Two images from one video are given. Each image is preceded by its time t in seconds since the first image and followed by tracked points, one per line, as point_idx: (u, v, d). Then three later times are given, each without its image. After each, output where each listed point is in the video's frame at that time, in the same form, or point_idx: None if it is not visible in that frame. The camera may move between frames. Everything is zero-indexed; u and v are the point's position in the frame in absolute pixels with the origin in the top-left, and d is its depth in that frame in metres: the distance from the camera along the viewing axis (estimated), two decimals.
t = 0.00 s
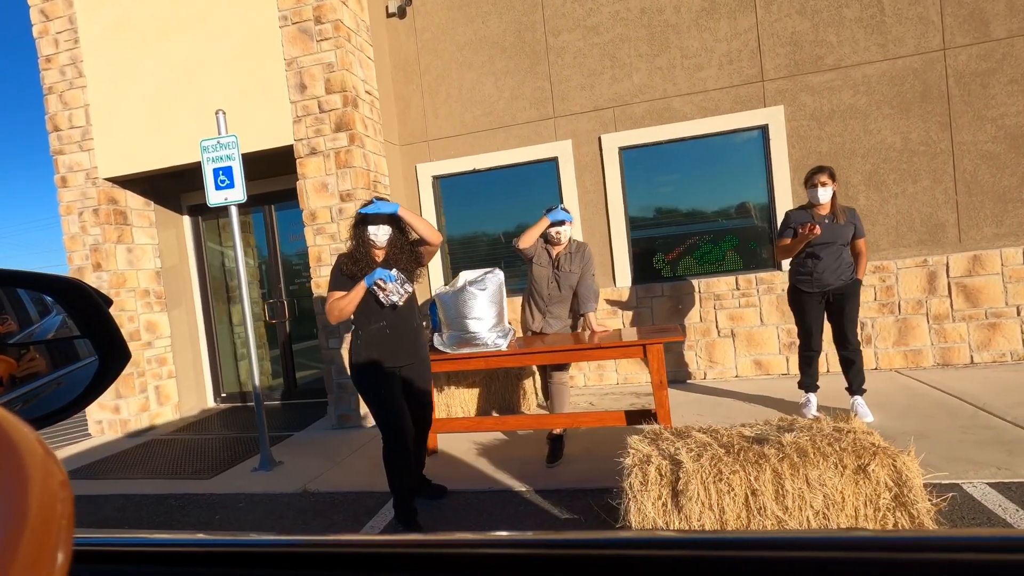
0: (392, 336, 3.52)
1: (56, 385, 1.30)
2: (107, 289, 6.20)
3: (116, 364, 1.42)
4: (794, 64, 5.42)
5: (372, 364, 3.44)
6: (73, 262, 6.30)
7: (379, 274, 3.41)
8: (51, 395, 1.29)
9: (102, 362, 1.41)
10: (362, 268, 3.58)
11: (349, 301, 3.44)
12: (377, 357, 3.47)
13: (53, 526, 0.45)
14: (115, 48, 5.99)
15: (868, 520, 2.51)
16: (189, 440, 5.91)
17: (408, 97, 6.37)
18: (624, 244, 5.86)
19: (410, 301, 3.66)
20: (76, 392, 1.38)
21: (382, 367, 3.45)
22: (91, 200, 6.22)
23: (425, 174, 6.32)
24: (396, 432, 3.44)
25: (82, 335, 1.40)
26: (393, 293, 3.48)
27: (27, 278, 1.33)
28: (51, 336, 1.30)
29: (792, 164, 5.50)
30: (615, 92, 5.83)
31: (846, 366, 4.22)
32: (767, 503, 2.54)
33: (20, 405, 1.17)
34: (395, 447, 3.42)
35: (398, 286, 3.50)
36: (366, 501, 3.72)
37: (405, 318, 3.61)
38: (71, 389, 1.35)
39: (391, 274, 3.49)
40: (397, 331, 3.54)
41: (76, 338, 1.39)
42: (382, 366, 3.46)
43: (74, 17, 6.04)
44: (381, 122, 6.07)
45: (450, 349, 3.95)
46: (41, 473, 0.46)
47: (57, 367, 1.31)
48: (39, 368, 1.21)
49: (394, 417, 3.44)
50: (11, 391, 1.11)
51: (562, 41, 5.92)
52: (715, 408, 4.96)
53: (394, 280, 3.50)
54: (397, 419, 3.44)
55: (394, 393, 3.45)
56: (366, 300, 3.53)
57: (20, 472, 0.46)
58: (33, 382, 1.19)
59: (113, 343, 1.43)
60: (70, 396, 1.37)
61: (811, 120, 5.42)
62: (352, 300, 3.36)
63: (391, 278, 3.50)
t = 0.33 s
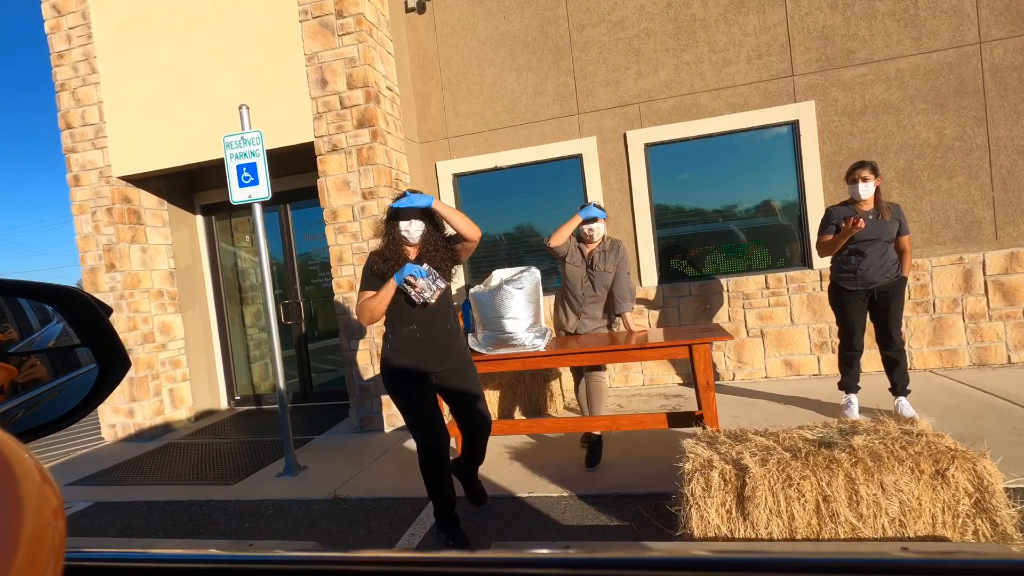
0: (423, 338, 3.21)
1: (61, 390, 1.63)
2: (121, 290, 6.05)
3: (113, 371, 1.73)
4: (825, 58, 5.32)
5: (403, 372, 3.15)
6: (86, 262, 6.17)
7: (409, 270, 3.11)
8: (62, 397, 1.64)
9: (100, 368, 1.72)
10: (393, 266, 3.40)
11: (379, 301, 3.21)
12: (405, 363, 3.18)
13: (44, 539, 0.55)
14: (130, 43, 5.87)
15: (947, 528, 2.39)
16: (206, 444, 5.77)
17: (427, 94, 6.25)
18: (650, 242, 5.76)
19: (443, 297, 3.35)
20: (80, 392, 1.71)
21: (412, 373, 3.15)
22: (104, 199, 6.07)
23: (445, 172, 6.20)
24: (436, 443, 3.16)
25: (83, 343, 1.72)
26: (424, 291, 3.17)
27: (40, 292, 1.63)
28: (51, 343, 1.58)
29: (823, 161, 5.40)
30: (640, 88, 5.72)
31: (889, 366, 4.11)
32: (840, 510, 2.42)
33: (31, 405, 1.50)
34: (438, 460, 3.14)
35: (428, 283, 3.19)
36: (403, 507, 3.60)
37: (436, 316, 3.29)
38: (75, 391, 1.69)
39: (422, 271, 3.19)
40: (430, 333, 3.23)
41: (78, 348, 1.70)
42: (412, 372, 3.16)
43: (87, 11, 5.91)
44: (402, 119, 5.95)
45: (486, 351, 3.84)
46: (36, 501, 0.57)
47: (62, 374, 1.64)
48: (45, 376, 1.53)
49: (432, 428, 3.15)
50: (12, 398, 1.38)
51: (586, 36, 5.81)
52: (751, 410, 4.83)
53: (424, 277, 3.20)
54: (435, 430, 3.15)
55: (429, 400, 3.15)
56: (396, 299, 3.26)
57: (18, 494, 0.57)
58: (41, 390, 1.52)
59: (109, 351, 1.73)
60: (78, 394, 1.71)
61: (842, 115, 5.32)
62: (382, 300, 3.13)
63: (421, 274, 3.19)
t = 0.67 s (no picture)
0: (455, 338, 3.01)
1: (54, 394, 1.41)
2: (132, 291, 5.92)
3: (108, 375, 1.50)
4: (851, 53, 5.23)
5: (434, 375, 2.97)
6: (96, 263, 6.04)
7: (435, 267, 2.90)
8: (53, 403, 1.42)
9: (93, 373, 1.48)
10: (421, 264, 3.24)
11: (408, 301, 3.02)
12: (437, 366, 2.98)
13: None
14: (141, 39, 5.75)
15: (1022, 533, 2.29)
16: (220, 448, 5.63)
17: (444, 90, 6.15)
18: (673, 241, 5.65)
19: (475, 292, 3.12)
20: (72, 398, 1.48)
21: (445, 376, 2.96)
22: (114, 198, 5.94)
23: (462, 170, 6.09)
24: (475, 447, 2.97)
25: (76, 347, 1.50)
26: (452, 290, 2.94)
27: (28, 294, 1.40)
28: (43, 349, 1.40)
29: (849, 157, 5.31)
30: (662, 83, 5.63)
31: (927, 365, 4.02)
32: (910, 515, 2.31)
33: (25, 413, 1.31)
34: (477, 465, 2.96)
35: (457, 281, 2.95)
36: (436, 513, 3.48)
37: (470, 314, 3.06)
38: (67, 396, 1.46)
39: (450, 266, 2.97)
40: (462, 332, 3.02)
41: (71, 351, 1.48)
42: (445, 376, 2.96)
43: (97, 7, 5.80)
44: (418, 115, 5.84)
45: (519, 351, 3.74)
46: None
47: (56, 377, 1.42)
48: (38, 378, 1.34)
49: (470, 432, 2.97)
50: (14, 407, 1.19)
51: (606, 30, 5.72)
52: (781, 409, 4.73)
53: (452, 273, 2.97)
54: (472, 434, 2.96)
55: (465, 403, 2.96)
56: (426, 298, 3.08)
57: None
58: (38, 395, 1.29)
59: (102, 353, 1.50)
60: (69, 402, 1.47)
61: (869, 110, 5.23)
62: (411, 299, 2.95)
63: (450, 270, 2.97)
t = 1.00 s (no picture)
0: (485, 339, 2.72)
1: (45, 398, 1.52)
2: (139, 292, 5.79)
3: (95, 381, 1.57)
4: (873, 48, 5.16)
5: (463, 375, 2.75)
6: (102, 264, 5.90)
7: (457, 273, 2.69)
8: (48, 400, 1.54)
9: (82, 377, 1.55)
10: (444, 259, 2.82)
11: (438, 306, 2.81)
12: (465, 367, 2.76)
13: None
14: (148, 35, 5.63)
15: None
16: (231, 453, 5.50)
17: (457, 88, 6.05)
18: (692, 240, 5.57)
19: (505, 292, 2.79)
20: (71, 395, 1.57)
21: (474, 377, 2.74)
22: (121, 198, 5.81)
23: (476, 169, 5.99)
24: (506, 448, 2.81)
25: (68, 349, 1.52)
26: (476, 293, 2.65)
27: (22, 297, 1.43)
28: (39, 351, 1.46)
29: (872, 154, 5.24)
30: (680, 80, 5.55)
31: (961, 364, 3.93)
32: (975, 519, 2.23)
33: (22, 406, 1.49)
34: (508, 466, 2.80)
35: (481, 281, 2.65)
36: (465, 519, 3.38)
37: (501, 312, 2.75)
38: (57, 400, 1.55)
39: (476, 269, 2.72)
40: (492, 332, 2.74)
41: (64, 353, 1.52)
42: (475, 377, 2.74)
43: (104, 3, 5.69)
44: (432, 113, 5.74)
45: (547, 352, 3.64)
46: None
47: (47, 382, 1.51)
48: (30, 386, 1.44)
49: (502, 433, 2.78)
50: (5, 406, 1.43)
51: (623, 26, 5.63)
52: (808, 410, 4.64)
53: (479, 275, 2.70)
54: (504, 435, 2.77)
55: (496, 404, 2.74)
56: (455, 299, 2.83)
57: None
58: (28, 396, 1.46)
59: (88, 361, 1.54)
60: (63, 400, 1.57)
61: (892, 107, 5.16)
62: (440, 305, 2.76)
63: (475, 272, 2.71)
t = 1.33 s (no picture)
0: (510, 354, 2.45)
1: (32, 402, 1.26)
2: (145, 296, 5.68)
3: (92, 382, 1.37)
4: (888, 47, 5.13)
5: (491, 389, 2.55)
6: (105, 267, 5.78)
7: (479, 279, 2.39)
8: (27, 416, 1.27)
9: (75, 380, 1.35)
10: (468, 263, 2.60)
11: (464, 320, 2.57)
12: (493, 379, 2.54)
13: None
14: (154, 34, 5.54)
15: None
16: (239, 460, 5.37)
17: (467, 88, 5.99)
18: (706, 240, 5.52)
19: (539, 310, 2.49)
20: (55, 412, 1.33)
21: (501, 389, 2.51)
22: (125, 200, 5.70)
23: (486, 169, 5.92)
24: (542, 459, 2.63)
25: (60, 355, 1.37)
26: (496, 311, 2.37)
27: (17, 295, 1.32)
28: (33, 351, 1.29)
29: (887, 152, 5.20)
30: (693, 79, 5.50)
31: (987, 363, 3.88)
32: None
33: None
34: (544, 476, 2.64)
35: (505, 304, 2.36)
36: (490, 526, 3.29)
37: (529, 325, 2.45)
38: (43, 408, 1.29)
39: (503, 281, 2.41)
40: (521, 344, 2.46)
41: (55, 359, 1.35)
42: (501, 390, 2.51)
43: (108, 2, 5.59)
44: (443, 113, 5.68)
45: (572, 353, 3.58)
46: None
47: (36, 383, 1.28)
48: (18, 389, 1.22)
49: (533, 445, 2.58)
50: None
51: (635, 25, 5.58)
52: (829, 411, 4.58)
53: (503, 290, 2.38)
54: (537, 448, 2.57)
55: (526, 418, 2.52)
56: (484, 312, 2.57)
57: None
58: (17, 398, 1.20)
59: (86, 361, 1.38)
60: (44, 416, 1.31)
61: (907, 105, 5.13)
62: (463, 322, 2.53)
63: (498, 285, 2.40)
